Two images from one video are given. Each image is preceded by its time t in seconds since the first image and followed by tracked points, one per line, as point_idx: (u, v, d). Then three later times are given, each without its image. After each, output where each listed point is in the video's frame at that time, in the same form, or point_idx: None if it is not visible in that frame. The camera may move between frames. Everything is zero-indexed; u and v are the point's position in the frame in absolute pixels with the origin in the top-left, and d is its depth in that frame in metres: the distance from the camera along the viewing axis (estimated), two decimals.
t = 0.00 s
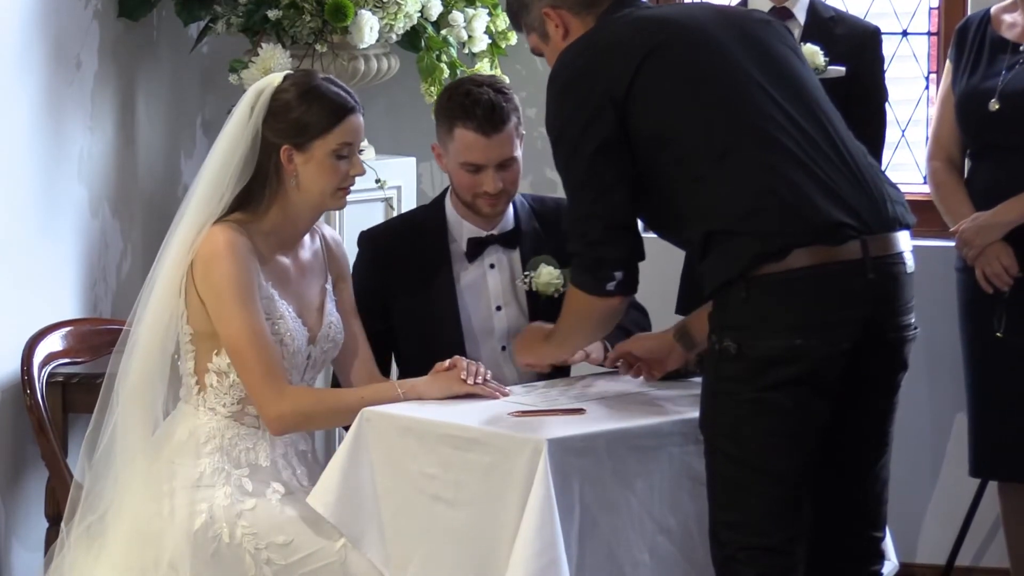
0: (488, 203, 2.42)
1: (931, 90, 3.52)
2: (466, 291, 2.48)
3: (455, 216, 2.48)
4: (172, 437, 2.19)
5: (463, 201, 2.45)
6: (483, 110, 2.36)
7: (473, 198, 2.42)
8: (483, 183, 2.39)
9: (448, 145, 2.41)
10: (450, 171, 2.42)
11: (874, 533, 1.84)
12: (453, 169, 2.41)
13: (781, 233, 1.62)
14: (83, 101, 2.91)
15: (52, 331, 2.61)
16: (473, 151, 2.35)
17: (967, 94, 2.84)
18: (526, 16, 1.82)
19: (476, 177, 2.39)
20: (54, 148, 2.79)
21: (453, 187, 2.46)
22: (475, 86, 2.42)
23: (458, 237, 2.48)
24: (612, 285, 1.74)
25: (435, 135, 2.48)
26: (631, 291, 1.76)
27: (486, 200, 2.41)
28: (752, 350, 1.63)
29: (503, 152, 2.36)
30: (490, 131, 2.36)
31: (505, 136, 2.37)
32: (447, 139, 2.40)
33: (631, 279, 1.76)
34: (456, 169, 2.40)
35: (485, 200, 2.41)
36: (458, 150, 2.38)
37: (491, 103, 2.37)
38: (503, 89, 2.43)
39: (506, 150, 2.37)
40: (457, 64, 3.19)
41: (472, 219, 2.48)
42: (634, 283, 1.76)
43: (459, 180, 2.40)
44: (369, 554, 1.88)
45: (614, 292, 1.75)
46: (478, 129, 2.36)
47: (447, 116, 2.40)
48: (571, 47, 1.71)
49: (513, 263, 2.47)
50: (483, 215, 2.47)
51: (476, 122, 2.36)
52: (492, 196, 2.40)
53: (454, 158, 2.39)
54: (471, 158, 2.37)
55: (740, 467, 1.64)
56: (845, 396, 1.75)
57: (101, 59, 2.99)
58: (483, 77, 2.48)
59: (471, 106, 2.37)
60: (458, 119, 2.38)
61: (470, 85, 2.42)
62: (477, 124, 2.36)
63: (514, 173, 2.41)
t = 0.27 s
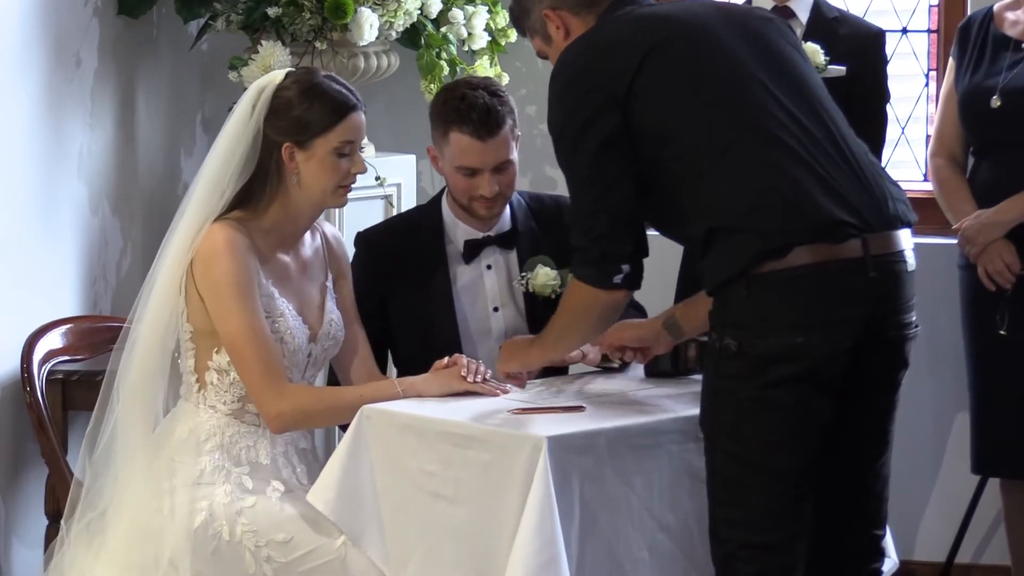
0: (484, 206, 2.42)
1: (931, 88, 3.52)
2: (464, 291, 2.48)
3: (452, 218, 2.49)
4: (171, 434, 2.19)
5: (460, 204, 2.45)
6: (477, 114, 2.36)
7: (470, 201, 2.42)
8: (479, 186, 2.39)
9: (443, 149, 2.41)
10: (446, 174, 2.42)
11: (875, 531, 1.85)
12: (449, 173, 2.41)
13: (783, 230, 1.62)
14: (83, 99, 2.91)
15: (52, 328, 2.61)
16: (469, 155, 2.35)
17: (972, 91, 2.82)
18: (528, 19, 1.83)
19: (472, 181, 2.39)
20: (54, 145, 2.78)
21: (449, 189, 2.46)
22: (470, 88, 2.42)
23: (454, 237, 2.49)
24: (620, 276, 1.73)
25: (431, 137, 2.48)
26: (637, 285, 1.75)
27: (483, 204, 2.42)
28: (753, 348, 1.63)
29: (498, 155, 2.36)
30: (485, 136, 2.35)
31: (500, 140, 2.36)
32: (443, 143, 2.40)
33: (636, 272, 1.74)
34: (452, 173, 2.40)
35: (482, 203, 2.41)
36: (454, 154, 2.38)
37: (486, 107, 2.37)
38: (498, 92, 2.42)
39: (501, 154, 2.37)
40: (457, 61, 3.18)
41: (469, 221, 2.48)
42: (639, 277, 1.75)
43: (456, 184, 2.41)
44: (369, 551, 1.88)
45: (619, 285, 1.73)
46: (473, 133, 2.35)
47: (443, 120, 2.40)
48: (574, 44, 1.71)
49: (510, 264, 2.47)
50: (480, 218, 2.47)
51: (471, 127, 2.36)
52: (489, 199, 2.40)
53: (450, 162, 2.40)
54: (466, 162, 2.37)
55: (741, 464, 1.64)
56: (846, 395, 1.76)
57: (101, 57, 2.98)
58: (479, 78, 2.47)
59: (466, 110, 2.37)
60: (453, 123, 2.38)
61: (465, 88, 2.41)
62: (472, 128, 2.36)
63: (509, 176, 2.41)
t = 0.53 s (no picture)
0: (486, 202, 2.42)
1: (931, 81, 3.52)
2: (463, 287, 2.48)
3: (451, 212, 2.48)
4: (171, 428, 2.20)
5: (461, 200, 2.45)
6: (480, 110, 2.36)
7: (472, 197, 2.42)
8: (481, 182, 2.39)
9: (445, 144, 2.41)
10: (448, 170, 2.42)
11: (876, 526, 1.85)
12: (450, 168, 2.41)
13: (785, 225, 1.62)
14: (83, 92, 2.91)
15: (52, 322, 2.61)
16: (471, 151, 2.35)
17: (973, 86, 2.83)
18: (531, 6, 1.82)
19: (473, 177, 2.39)
20: (54, 139, 2.78)
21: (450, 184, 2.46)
22: (473, 84, 2.42)
23: (453, 233, 2.48)
24: (614, 265, 1.73)
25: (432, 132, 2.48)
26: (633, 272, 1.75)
27: (484, 200, 2.42)
28: (753, 343, 1.63)
29: (501, 152, 2.36)
30: (487, 132, 2.35)
31: (502, 136, 2.36)
32: (445, 138, 2.40)
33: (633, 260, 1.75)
34: (453, 168, 2.40)
35: (483, 199, 2.41)
36: (455, 150, 2.38)
37: (489, 103, 2.37)
38: (500, 88, 2.43)
39: (503, 150, 2.37)
40: (457, 54, 3.17)
41: (470, 216, 2.48)
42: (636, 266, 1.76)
43: (457, 179, 2.40)
44: (368, 544, 1.89)
45: (615, 273, 1.74)
46: (475, 129, 2.35)
47: (445, 115, 2.40)
48: (575, 38, 1.72)
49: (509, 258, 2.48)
50: (480, 213, 2.47)
51: (473, 123, 2.36)
52: (490, 195, 2.40)
53: (452, 157, 2.39)
54: (468, 158, 2.37)
55: (741, 459, 1.65)
56: (847, 390, 1.76)
57: (101, 50, 2.98)
58: (480, 74, 2.47)
59: (468, 106, 2.37)
60: (455, 119, 2.38)
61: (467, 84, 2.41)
62: (475, 123, 2.36)
63: (511, 172, 2.41)
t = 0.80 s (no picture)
0: (490, 200, 2.42)
1: (931, 80, 3.52)
2: (464, 286, 2.47)
3: (454, 212, 2.49)
4: (171, 428, 2.20)
5: (464, 198, 2.44)
6: (486, 107, 2.36)
7: (476, 195, 2.42)
8: (486, 180, 2.39)
9: (450, 142, 2.40)
10: (452, 168, 2.42)
11: (876, 526, 1.85)
12: (455, 166, 2.41)
13: (786, 226, 1.62)
14: (83, 91, 2.91)
15: (52, 321, 2.60)
16: (477, 148, 2.35)
17: (975, 86, 2.83)
18: (529, 6, 1.82)
19: (478, 174, 2.39)
20: (54, 138, 2.78)
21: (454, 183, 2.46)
22: (478, 82, 2.42)
23: (455, 231, 2.49)
24: (619, 270, 1.74)
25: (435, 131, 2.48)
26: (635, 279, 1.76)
27: (489, 197, 2.41)
28: (754, 343, 1.63)
29: (507, 149, 2.36)
30: (493, 129, 2.36)
31: (508, 133, 2.37)
32: (450, 136, 2.40)
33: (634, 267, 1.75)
34: (458, 166, 2.40)
35: (487, 197, 2.41)
36: (460, 148, 2.38)
37: (495, 100, 2.37)
38: (505, 86, 2.43)
39: (509, 147, 2.37)
40: (457, 54, 3.16)
41: (473, 215, 2.48)
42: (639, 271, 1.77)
43: (461, 177, 2.40)
44: (368, 544, 1.89)
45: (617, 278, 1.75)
46: (481, 126, 2.35)
47: (450, 112, 2.39)
48: (574, 38, 1.72)
49: (511, 257, 2.48)
50: (484, 212, 2.47)
51: (480, 120, 2.36)
52: (495, 193, 2.40)
53: (456, 155, 2.39)
54: (474, 155, 2.37)
55: (741, 459, 1.65)
56: (848, 391, 1.76)
57: (101, 49, 2.98)
58: (484, 73, 2.48)
59: (474, 103, 2.37)
60: (461, 116, 2.38)
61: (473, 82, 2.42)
62: (481, 120, 2.36)
63: (516, 170, 2.41)
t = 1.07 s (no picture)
0: (493, 199, 2.42)
1: (931, 80, 3.52)
2: (465, 286, 2.47)
3: (456, 211, 2.49)
4: (171, 427, 2.20)
5: (467, 197, 2.44)
6: (490, 105, 2.36)
7: (478, 194, 2.42)
8: (488, 178, 2.39)
9: (452, 140, 2.40)
10: (455, 166, 2.42)
11: (876, 526, 1.85)
12: (457, 164, 2.41)
13: (786, 225, 1.62)
14: (83, 91, 2.90)
15: (52, 321, 2.60)
16: (481, 146, 2.35)
17: (977, 84, 2.83)
18: (528, 8, 1.82)
19: (481, 173, 2.39)
20: (54, 138, 2.78)
21: (456, 182, 2.46)
22: (482, 81, 2.43)
23: (457, 231, 2.49)
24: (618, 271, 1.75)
25: (437, 129, 2.48)
26: (634, 280, 1.77)
27: (491, 196, 2.41)
28: (754, 343, 1.63)
29: (509, 148, 2.37)
30: (496, 127, 2.36)
31: (511, 132, 2.37)
32: (453, 134, 2.40)
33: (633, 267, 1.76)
34: (460, 164, 2.40)
35: (490, 195, 2.41)
36: (463, 146, 2.38)
37: (499, 99, 2.37)
38: (508, 85, 2.43)
39: (513, 146, 2.37)
40: (457, 53, 3.16)
41: (475, 214, 2.48)
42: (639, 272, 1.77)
43: (464, 176, 2.40)
44: (368, 544, 1.89)
45: (616, 279, 1.76)
46: (485, 124, 2.36)
47: (453, 111, 2.39)
48: (574, 39, 1.72)
49: (511, 257, 2.48)
50: (485, 211, 2.47)
51: (483, 118, 2.36)
52: (498, 191, 2.40)
53: (459, 153, 2.39)
54: (477, 153, 2.37)
55: (741, 459, 1.65)
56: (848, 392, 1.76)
57: (101, 49, 2.98)
58: (487, 72, 2.48)
59: (478, 101, 2.37)
60: (465, 114, 2.38)
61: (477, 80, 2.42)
62: (485, 118, 2.36)
63: (518, 169, 2.41)
